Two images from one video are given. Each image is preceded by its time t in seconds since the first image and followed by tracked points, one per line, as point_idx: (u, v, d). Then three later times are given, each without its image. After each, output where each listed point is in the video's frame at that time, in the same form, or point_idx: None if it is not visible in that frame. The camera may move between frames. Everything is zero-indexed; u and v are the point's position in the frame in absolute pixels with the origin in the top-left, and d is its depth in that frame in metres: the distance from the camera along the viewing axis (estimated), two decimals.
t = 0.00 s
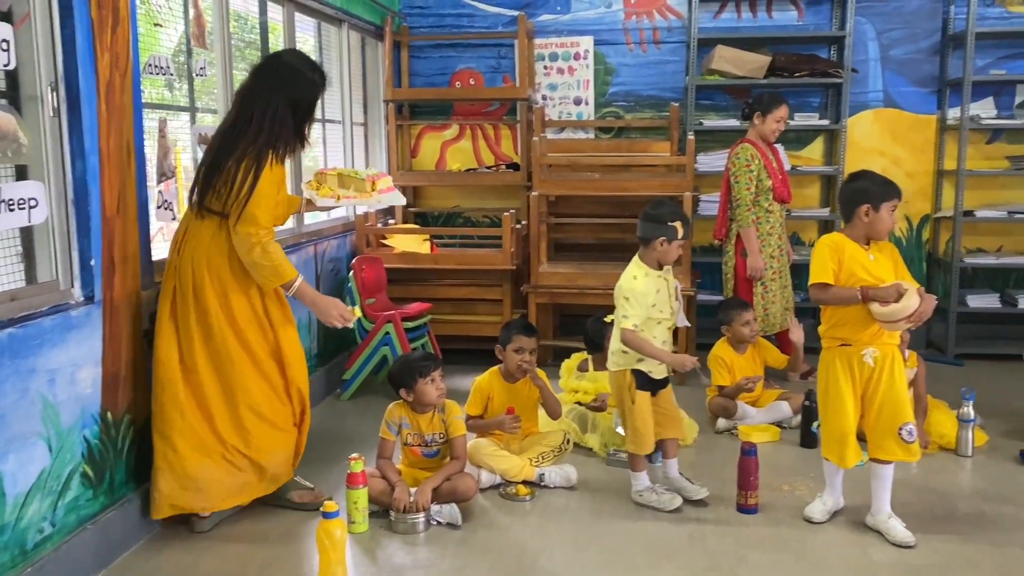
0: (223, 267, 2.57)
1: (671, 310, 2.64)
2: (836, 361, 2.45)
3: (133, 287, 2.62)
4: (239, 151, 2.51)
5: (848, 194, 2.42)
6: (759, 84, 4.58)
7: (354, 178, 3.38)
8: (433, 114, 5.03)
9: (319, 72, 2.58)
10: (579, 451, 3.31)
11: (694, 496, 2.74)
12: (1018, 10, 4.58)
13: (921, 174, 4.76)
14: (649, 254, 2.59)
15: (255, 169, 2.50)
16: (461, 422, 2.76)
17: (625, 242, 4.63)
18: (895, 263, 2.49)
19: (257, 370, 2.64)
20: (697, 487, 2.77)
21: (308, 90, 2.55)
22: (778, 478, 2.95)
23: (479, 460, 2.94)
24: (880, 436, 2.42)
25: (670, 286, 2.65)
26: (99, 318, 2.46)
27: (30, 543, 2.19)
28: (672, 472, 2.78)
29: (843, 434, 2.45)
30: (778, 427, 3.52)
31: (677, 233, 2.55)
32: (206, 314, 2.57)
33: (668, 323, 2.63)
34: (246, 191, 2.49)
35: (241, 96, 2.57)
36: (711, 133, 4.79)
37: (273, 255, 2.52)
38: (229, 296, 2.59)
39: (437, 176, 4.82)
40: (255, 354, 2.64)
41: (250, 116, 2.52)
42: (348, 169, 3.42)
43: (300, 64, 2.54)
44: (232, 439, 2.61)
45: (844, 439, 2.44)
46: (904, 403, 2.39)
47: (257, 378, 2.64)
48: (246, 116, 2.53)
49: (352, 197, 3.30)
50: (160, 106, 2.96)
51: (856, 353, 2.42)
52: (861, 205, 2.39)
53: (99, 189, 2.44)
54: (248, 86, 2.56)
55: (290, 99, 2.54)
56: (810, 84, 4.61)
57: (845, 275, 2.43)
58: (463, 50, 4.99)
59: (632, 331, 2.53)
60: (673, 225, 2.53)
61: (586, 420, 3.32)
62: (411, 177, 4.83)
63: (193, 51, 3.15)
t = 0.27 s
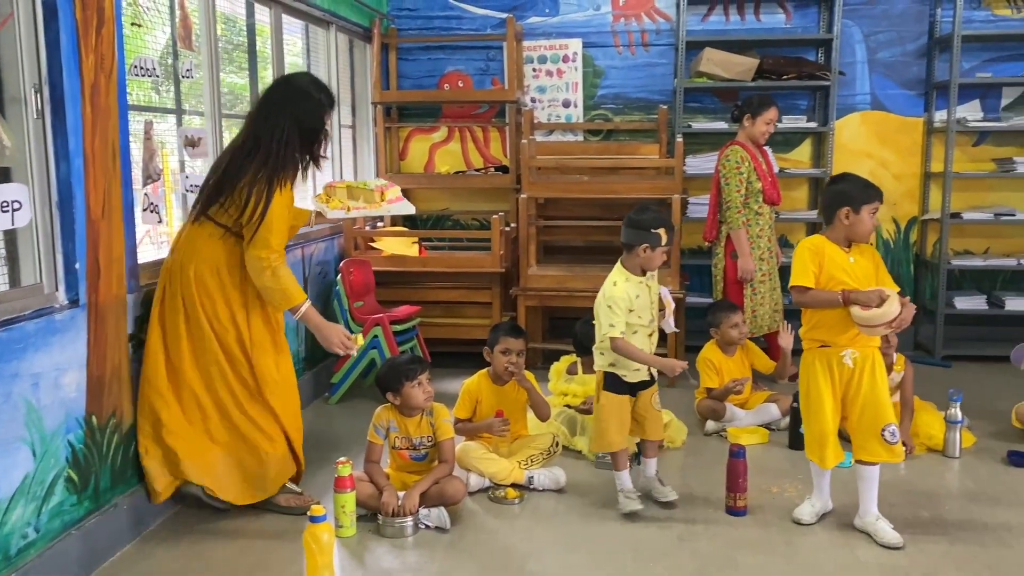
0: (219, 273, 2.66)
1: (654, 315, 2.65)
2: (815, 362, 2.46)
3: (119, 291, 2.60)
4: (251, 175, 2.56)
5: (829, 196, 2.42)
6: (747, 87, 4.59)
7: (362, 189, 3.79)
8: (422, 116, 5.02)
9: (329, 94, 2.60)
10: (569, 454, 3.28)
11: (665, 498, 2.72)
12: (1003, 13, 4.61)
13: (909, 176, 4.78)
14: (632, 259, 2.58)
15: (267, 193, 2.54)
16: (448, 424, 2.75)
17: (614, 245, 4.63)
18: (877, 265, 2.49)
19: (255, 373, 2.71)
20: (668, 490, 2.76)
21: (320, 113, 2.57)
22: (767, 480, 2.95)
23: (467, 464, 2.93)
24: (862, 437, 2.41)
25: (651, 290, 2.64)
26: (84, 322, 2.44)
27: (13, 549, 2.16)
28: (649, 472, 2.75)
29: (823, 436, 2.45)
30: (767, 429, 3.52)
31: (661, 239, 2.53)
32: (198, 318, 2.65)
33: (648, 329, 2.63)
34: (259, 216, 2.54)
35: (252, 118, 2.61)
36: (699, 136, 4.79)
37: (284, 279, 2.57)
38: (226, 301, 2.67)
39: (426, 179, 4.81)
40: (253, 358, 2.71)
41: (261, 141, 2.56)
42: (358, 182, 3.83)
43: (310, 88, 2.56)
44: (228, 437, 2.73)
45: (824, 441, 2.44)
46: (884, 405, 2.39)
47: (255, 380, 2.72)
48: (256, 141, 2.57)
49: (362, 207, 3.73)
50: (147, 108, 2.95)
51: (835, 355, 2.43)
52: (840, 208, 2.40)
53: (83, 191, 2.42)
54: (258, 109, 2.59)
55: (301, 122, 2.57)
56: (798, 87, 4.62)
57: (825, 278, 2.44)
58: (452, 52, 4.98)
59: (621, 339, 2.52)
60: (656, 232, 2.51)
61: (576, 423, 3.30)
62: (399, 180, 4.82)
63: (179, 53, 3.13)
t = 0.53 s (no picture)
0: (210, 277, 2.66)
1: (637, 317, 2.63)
2: (796, 363, 2.48)
3: (105, 294, 2.59)
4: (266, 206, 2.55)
5: (809, 199, 2.44)
6: (736, 89, 4.61)
7: (368, 207, 4.22)
8: (411, 118, 5.02)
9: (337, 122, 2.56)
10: (558, 456, 3.27)
11: (642, 501, 2.75)
12: (991, 16, 4.63)
13: (897, 178, 4.80)
14: (614, 260, 2.58)
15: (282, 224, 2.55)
16: (437, 427, 2.75)
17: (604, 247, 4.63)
18: (858, 268, 2.49)
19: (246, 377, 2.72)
20: (643, 493, 2.79)
21: (328, 142, 2.54)
22: (756, 481, 2.95)
23: (456, 467, 2.91)
24: (845, 438, 2.42)
25: (635, 294, 2.64)
26: (70, 324, 2.42)
27: None
28: (626, 473, 2.78)
29: (805, 436, 2.47)
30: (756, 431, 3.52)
31: (641, 240, 2.52)
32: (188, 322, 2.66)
33: (633, 332, 2.62)
34: (270, 245, 2.57)
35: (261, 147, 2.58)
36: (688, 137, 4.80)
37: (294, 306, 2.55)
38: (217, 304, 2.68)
39: (415, 181, 4.80)
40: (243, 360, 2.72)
41: (273, 173, 2.52)
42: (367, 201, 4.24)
43: (317, 116, 2.52)
44: (218, 434, 2.77)
45: (805, 442, 2.45)
46: (866, 405, 2.39)
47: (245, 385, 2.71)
48: (267, 171, 2.53)
49: (366, 223, 4.15)
50: (135, 109, 2.93)
51: (816, 355, 2.44)
52: (819, 210, 2.41)
53: (68, 193, 2.40)
54: (268, 139, 2.56)
55: (311, 153, 2.52)
56: (787, 89, 4.64)
57: (805, 283, 2.44)
58: (442, 54, 4.98)
59: (603, 339, 2.52)
60: (637, 233, 2.51)
61: (565, 425, 3.31)
62: (389, 182, 4.82)
63: (166, 55, 3.11)
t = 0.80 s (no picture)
0: (192, 286, 2.64)
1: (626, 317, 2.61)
2: (779, 364, 2.49)
3: (91, 297, 2.57)
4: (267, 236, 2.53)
5: (789, 200, 2.45)
6: (726, 91, 4.62)
7: (372, 228, 3.80)
8: (401, 120, 5.01)
9: (340, 153, 2.56)
10: (548, 458, 3.26)
11: (637, 507, 2.72)
12: (978, 18, 4.66)
13: (886, 179, 4.81)
14: (602, 255, 2.57)
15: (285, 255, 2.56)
16: (427, 429, 2.73)
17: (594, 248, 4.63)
18: (840, 269, 2.49)
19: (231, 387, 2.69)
20: (641, 500, 2.75)
21: (331, 174, 2.53)
22: (746, 482, 2.95)
23: (445, 469, 2.90)
24: (827, 438, 2.43)
25: (624, 290, 2.62)
26: (55, 327, 2.40)
27: None
28: (620, 481, 2.76)
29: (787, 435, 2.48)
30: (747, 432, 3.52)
31: (629, 235, 2.51)
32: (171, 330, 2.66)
33: (618, 327, 2.59)
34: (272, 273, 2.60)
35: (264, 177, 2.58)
36: (678, 139, 4.81)
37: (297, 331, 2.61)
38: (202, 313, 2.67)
39: (406, 182, 4.80)
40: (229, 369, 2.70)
41: (276, 204, 2.51)
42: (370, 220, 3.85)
43: (320, 147, 2.51)
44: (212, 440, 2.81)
45: (786, 441, 2.47)
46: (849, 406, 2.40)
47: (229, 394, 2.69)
48: (269, 201, 2.52)
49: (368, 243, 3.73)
50: (124, 111, 2.91)
51: (799, 357, 2.45)
52: (797, 211, 2.42)
53: (54, 195, 2.38)
54: (272, 169, 2.55)
55: (314, 184, 2.51)
56: (776, 91, 4.65)
57: (784, 286, 2.45)
58: (432, 56, 4.97)
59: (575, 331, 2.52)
60: (624, 228, 2.49)
61: (555, 427, 3.30)
62: (379, 183, 4.81)
63: (153, 56, 3.09)
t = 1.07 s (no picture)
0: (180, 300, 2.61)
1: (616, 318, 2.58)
2: (765, 364, 2.52)
3: (79, 298, 2.55)
4: (261, 271, 2.49)
5: (771, 202, 2.47)
6: (716, 92, 4.62)
7: (371, 251, 3.69)
8: (392, 121, 5.00)
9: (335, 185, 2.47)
10: (538, 460, 3.27)
11: (642, 518, 2.65)
12: (967, 20, 4.67)
13: (876, 181, 4.83)
14: (595, 255, 2.57)
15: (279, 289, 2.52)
16: (417, 431, 2.72)
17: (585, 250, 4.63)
18: (825, 271, 2.49)
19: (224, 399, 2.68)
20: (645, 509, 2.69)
21: (324, 207, 2.44)
22: (736, 483, 2.95)
23: (436, 472, 2.89)
24: (811, 438, 2.46)
25: (616, 291, 2.59)
26: (41, 329, 2.39)
27: None
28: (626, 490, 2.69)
29: (772, 433, 2.51)
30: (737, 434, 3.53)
31: (620, 234, 2.49)
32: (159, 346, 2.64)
33: (605, 327, 2.57)
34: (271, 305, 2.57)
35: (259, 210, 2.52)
36: (669, 141, 4.82)
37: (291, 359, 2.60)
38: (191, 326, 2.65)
39: (396, 184, 4.79)
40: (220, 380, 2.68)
41: (271, 240, 2.45)
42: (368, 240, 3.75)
43: (310, 180, 2.43)
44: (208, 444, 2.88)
45: (770, 439, 2.51)
46: (833, 407, 2.42)
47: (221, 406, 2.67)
48: (264, 236, 2.47)
49: (365, 269, 3.65)
50: (113, 113, 2.89)
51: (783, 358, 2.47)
52: (776, 212, 2.44)
53: (40, 197, 2.37)
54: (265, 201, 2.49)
55: (307, 218, 2.43)
56: (767, 92, 4.66)
57: (767, 288, 2.47)
58: (422, 57, 4.97)
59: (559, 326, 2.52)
60: (614, 227, 2.48)
61: (546, 429, 3.30)
62: (369, 185, 4.81)
63: (141, 57, 3.07)
